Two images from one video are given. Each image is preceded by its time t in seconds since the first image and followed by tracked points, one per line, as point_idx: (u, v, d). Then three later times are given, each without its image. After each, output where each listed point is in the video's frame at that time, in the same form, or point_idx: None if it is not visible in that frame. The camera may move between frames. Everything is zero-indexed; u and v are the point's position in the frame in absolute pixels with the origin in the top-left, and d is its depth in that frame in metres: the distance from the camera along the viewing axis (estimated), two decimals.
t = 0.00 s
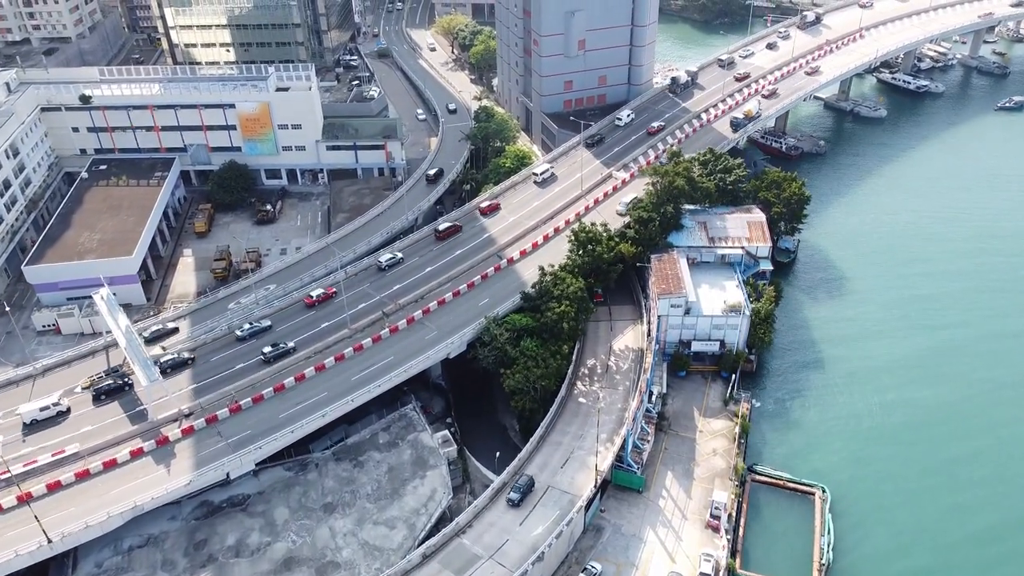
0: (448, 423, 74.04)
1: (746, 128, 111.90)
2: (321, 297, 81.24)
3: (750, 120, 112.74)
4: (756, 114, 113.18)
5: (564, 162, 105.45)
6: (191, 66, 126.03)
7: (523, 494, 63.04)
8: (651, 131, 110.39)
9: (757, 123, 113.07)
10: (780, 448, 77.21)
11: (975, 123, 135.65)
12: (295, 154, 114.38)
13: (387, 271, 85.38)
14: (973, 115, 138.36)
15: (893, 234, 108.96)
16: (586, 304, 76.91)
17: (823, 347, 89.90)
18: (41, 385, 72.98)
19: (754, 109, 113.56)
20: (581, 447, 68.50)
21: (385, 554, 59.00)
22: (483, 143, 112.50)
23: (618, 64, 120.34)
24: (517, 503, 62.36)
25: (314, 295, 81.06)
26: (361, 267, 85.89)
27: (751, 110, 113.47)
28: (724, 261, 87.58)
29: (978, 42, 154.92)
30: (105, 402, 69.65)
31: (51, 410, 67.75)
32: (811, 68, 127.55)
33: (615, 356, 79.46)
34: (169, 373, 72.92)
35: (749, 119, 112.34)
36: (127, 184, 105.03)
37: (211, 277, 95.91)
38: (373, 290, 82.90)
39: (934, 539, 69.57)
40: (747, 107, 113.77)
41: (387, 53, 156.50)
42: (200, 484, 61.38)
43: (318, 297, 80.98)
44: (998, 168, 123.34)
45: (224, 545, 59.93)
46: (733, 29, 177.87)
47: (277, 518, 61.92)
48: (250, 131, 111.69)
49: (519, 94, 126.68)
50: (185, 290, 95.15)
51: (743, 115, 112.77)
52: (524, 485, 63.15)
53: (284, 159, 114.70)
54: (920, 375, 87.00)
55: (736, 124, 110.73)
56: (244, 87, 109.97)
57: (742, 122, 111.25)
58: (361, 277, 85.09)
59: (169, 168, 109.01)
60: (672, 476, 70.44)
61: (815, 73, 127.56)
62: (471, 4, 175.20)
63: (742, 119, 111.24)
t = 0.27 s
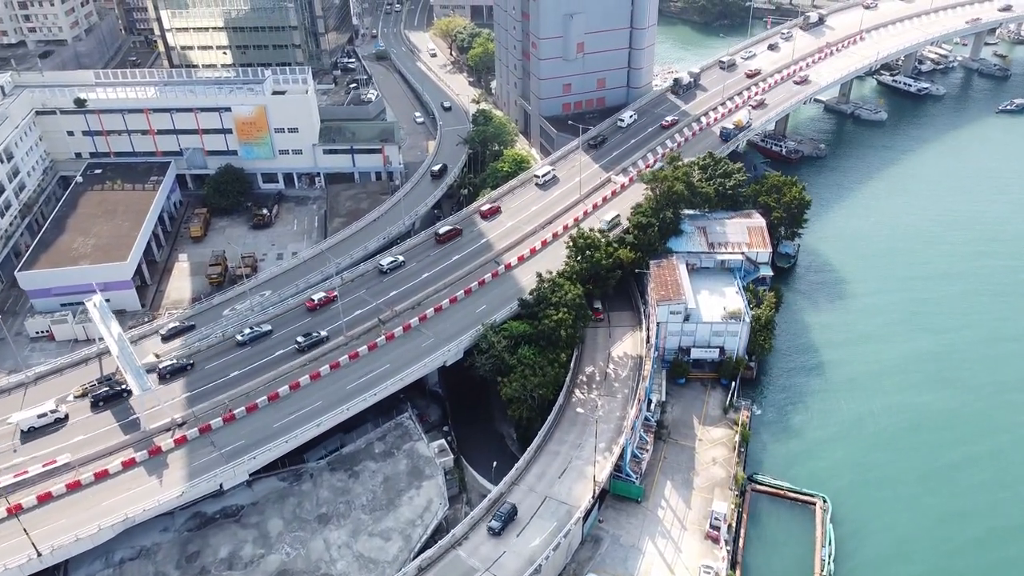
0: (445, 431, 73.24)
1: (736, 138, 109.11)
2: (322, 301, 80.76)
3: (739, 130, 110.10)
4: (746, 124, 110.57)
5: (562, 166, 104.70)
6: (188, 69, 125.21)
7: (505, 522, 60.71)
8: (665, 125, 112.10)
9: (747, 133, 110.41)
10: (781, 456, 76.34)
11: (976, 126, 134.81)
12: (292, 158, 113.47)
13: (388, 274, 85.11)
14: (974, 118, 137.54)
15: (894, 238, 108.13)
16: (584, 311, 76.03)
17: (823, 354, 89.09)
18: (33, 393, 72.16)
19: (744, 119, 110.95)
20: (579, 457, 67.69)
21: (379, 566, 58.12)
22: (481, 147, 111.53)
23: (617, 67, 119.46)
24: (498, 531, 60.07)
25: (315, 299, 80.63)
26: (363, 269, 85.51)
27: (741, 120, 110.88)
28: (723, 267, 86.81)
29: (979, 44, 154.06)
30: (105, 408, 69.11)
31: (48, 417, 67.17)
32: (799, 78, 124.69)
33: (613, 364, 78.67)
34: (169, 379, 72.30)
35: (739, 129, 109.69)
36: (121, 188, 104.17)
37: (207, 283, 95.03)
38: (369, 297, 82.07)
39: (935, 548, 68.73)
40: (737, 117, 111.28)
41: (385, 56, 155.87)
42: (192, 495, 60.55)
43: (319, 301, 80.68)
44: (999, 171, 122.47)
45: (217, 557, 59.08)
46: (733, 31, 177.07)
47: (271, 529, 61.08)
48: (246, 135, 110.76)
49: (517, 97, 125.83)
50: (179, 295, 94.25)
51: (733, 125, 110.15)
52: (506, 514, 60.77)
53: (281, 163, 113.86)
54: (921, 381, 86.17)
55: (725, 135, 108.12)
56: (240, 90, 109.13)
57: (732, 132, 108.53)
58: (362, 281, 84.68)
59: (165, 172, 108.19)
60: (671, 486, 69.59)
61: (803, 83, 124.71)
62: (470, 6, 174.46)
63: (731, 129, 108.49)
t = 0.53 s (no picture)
0: (442, 440, 72.62)
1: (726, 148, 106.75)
2: (324, 305, 80.30)
3: (729, 140, 107.53)
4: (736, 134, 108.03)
5: (561, 170, 103.98)
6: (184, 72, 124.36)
7: (484, 552, 58.29)
8: (677, 120, 113.45)
9: (737, 144, 107.76)
10: (781, 465, 75.50)
11: (977, 129, 134.00)
12: (288, 162, 112.65)
13: (389, 278, 84.62)
14: (975, 121, 136.74)
15: (895, 243, 107.30)
16: (582, 318, 75.14)
17: (824, 360, 88.25)
18: (25, 402, 71.35)
19: (734, 128, 108.33)
20: (577, 466, 66.85)
21: None
22: (479, 151, 110.62)
23: (616, 70, 118.62)
24: (476, 562, 57.65)
25: (316, 302, 80.16)
26: (364, 272, 85.19)
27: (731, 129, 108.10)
28: (723, 273, 86.00)
29: (980, 47, 153.25)
30: (103, 415, 68.60)
31: (46, 424, 66.64)
32: (788, 88, 121.54)
33: (612, 371, 77.85)
34: (167, 386, 71.65)
35: (728, 139, 106.98)
36: (116, 193, 103.34)
37: (202, 288, 94.24)
38: (365, 303, 81.23)
39: (937, 559, 67.95)
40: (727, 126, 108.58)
41: (382, 58, 155.17)
42: (185, 507, 59.70)
43: (321, 304, 80.23)
44: (1001, 174, 121.66)
45: (209, 570, 58.24)
46: (733, 33, 176.35)
47: (264, 541, 60.25)
48: (242, 138, 109.82)
49: (516, 100, 124.99)
50: (174, 301, 93.46)
51: (722, 135, 107.46)
52: (484, 544, 58.41)
53: (277, 167, 113.00)
54: (922, 388, 85.34)
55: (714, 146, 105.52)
56: (236, 93, 108.27)
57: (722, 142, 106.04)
58: (362, 285, 84.29)
59: (160, 177, 107.35)
60: (670, 496, 68.77)
61: (792, 92, 121.63)
62: (469, 8, 173.76)
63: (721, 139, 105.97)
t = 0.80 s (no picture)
0: (438, 448, 71.90)
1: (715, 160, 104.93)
2: (326, 308, 80.07)
3: (718, 154, 105.43)
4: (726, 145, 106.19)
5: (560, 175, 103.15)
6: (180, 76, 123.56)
7: None
8: (692, 114, 115.20)
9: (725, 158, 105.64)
10: (782, 474, 74.64)
11: (978, 132, 133.17)
12: (285, 166, 111.84)
13: (389, 282, 84.19)
14: (976, 124, 135.93)
15: (896, 247, 106.43)
16: (580, 326, 74.26)
17: (825, 366, 87.36)
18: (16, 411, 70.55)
19: (723, 141, 105.89)
20: (575, 477, 65.98)
21: None
22: (476, 155, 109.74)
23: (615, 74, 117.77)
24: None
25: (319, 307, 79.86)
26: (365, 276, 84.73)
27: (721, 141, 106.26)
28: (723, 279, 85.20)
29: (982, 49, 152.40)
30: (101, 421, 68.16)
31: (43, 432, 66.09)
32: (776, 98, 118.79)
33: (610, 379, 77.04)
34: (166, 393, 71.06)
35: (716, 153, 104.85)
36: (111, 198, 102.50)
37: (197, 294, 93.41)
38: (361, 311, 80.39)
39: (939, 570, 67.14)
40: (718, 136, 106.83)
41: (380, 61, 154.45)
42: (177, 519, 58.87)
43: (323, 309, 79.99)
44: (1002, 178, 120.82)
45: None
46: (732, 35, 175.65)
47: (257, 554, 59.40)
48: (238, 143, 109.10)
49: (514, 104, 124.21)
50: (169, 307, 92.61)
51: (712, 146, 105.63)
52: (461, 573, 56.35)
53: (274, 171, 112.13)
54: (924, 393, 84.62)
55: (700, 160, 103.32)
56: (232, 97, 107.46)
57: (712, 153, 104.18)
58: (362, 289, 83.86)
59: (155, 182, 106.48)
60: (669, 506, 67.93)
61: (780, 104, 119.03)
62: (467, 10, 173.10)
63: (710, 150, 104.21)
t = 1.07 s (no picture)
0: (434, 460, 71.07)
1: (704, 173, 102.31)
2: (328, 313, 79.53)
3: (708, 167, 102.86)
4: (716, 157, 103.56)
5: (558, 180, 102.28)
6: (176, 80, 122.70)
7: None
8: (704, 111, 116.72)
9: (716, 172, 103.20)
10: (782, 484, 73.75)
11: (979, 137, 132.37)
12: (281, 171, 110.96)
13: (389, 287, 83.60)
14: (977, 128, 135.13)
15: (897, 253, 105.57)
16: (578, 335, 73.32)
17: (826, 374, 86.49)
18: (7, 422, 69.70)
19: (712, 153, 103.20)
20: (572, 489, 65.09)
21: None
22: (474, 161, 108.94)
23: (614, 79, 116.96)
24: None
25: (320, 312, 79.35)
26: (365, 281, 84.20)
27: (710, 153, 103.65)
28: (722, 286, 84.38)
29: (982, 53, 151.65)
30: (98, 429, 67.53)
31: (40, 441, 65.41)
32: (764, 109, 116.01)
33: (609, 389, 76.20)
34: (165, 400, 70.53)
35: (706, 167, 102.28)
36: (105, 204, 101.65)
37: (192, 301, 92.58)
38: (356, 319, 79.51)
39: None
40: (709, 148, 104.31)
41: (378, 65, 153.75)
42: (168, 533, 58.00)
43: (324, 314, 79.45)
44: (1004, 183, 120.02)
45: None
46: (732, 38, 174.97)
47: (249, 568, 58.52)
48: (234, 148, 108.31)
49: (512, 108, 123.43)
50: (163, 314, 91.74)
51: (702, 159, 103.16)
52: None
53: (270, 177, 111.29)
54: (926, 401, 83.75)
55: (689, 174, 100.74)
56: (228, 102, 106.67)
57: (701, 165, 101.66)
58: (362, 294, 83.28)
59: (150, 187, 105.61)
60: (667, 518, 67.05)
61: (766, 116, 116.12)
62: (466, 14, 172.50)
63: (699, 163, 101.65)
